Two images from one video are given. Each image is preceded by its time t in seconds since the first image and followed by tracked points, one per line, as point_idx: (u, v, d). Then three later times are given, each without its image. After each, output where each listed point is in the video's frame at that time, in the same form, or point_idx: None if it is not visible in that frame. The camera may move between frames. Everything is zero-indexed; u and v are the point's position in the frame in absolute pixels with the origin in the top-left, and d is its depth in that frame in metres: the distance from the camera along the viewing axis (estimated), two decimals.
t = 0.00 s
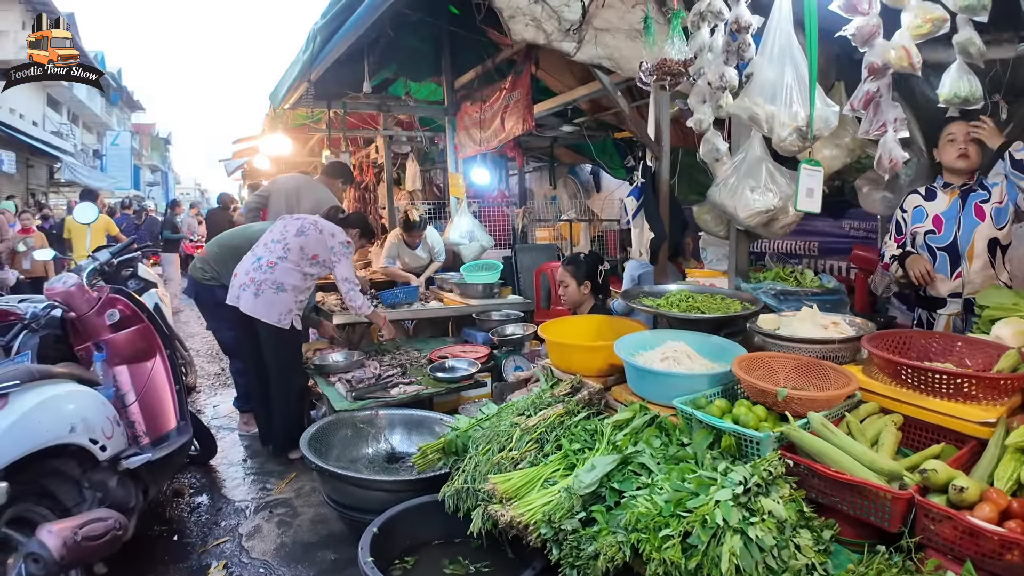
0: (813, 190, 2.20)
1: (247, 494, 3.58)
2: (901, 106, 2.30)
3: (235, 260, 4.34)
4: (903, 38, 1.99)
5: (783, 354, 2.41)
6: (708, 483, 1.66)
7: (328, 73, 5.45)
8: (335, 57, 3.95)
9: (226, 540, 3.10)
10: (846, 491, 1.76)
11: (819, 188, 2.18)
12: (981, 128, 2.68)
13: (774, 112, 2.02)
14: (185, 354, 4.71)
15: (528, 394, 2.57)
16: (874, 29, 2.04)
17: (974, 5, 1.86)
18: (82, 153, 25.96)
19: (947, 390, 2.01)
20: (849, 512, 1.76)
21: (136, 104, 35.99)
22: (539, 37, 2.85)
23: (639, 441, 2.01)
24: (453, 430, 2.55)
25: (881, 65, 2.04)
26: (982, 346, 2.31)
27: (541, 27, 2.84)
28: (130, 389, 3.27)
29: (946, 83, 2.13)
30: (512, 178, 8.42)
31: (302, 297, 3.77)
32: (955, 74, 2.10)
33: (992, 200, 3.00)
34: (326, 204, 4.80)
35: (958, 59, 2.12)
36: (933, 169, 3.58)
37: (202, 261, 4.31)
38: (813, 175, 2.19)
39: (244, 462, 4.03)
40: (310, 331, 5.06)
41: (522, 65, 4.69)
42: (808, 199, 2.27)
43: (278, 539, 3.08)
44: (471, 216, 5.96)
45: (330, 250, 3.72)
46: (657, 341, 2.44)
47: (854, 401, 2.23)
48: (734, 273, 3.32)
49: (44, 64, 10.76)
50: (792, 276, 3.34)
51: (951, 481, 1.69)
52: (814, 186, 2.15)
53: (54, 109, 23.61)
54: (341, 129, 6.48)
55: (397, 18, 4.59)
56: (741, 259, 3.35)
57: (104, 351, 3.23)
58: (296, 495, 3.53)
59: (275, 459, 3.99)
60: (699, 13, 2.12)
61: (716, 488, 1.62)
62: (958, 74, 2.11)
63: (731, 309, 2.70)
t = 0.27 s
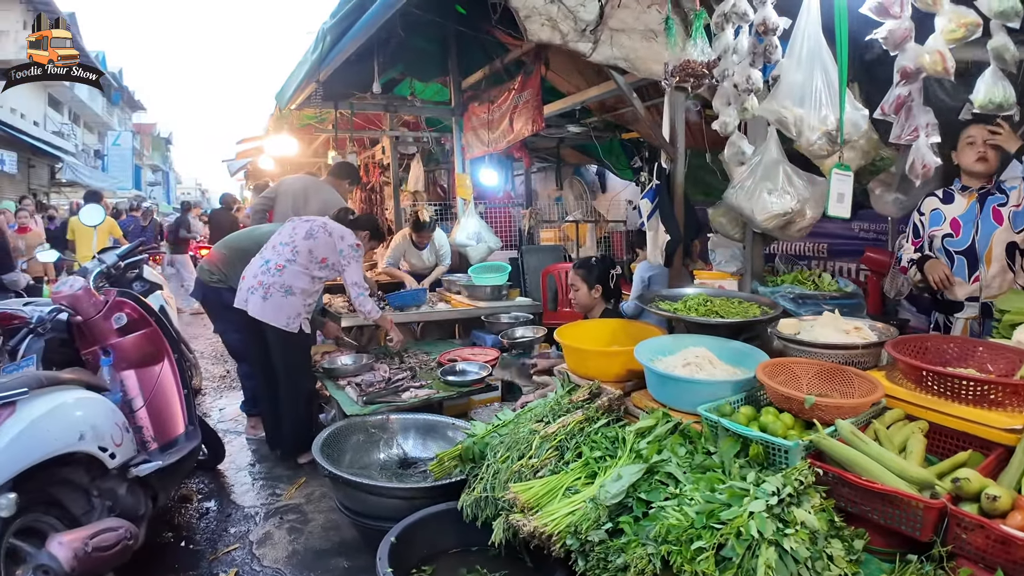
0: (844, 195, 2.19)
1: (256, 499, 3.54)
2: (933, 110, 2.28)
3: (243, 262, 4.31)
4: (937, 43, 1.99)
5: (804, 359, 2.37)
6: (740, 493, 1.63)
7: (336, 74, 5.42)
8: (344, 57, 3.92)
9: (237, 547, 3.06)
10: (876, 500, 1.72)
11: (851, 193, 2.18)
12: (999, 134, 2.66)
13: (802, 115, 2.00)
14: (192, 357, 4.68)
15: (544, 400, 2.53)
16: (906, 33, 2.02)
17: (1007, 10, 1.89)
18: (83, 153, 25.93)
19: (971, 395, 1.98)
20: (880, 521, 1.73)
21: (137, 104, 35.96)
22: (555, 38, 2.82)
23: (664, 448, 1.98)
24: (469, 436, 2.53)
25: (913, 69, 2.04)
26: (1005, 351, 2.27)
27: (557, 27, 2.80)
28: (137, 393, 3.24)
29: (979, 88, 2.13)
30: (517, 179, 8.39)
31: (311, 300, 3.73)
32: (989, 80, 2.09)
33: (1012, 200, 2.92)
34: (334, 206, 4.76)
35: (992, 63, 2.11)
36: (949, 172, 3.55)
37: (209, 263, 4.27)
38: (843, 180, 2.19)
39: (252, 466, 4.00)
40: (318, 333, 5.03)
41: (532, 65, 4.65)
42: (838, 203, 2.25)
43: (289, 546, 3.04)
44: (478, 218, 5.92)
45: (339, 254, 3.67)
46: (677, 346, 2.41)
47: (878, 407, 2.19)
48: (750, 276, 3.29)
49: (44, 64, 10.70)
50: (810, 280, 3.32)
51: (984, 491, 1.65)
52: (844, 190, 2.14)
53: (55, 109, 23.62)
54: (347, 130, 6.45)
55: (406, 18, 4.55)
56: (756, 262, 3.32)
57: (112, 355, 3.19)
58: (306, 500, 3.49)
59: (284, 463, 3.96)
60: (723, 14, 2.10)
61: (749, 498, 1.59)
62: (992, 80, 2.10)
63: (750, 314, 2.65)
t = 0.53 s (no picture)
0: (864, 194, 2.18)
1: (266, 500, 3.54)
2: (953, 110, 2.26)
3: (251, 262, 4.30)
4: (958, 44, 2.01)
5: (820, 358, 2.36)
6: (764, 492, 1.63)
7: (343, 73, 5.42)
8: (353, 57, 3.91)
9: (248, 548, 3.06)
10: (897, 498, 1.72)
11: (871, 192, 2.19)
12: (1013, 134, 2.65)
13: (820, 116, 2.03)
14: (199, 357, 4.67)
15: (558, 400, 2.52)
16: (926, 34, 2.03)
17: None
18: (84, 153, 25.93)
19: (987, 394, 1.97)
20: (901, 520, 1.72)
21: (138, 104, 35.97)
22: (568, 37, 2.81)
23: (682, 448, 1.98)
24: (484, 436, 2.53)
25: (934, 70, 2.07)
26: (1019, 350, 2.26)
27: (570, 27, 2.80)
28: (147, 394, 3.23)
29: (1000, 89, 2.13)
30: (521, 179, 8.38)
31: (321, 301, 3.73)
32: (1010, 81, 2.10)
33: None
34: (341, 206, 4.72)
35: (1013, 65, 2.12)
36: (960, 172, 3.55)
37: (217, 263, 4.27)
38: (863, 179, 2.20)
39: (261, 467, 3.99)
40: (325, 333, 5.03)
41: (539, 65, 4.64)
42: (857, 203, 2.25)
43: (301, 547, 3.03)
44: (484, 218, 5.91)
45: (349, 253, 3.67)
46: (692, 345, 2.40)
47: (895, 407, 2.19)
48: (761, 276, 3.28)
49: (45, 63, 10.67)
50: (822, 280, 3.33)
51: (1004, 488, 1.65)
52: (864, 189, 2.15)
53: (57, 109, 23.62)
54: (353, 129, 6.45)
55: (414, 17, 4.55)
56: (768, 261, 3.32)
57: (121, 356, 3.18)
58: (317, 501, 3.49)
59: (293, 464, 3.96)
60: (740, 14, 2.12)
61: (773, 497, 1.59)
62: (1013, 82, 2.10)
63: (764, 313, 2.64)
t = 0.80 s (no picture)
0: (875, 190, 2.17)
1: (271, 499, 3.53)
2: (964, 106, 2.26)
3: (255, 260, 4.30)
4: (970, 40, 2.00)
5: (829, 356, 2.36)
6: (780, 487, 1.64)
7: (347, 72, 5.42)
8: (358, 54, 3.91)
9: (254, 547, 3.05)
10: (910, 494, 1.72)
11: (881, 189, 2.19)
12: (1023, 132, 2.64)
13: (832, 112, 2.06)
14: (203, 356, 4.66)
15: (566, 398, 2.51)
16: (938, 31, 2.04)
17: None
18: (85, 153, 25.92)
19: (997, 390, 1.98)
20: (913, 515, 1.72)
21: (139, 104, 35.98)
22: (576, 34, 2.80)
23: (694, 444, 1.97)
24: (493, 434, 2.52)
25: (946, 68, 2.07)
26: None
27: (578, 23, 2.79)
28: (151, 392, 3.22)
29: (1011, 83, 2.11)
30: (524, 178, 8.38)
31: (326, 299, 3.74)
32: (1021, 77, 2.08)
33: None
34: (344, 205, 4.63)
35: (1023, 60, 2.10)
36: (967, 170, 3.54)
37: (221, 262, 4.26)
38: (874, 176, 2.20)
39: (265, 466, 3.98)
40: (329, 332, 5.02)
41: (543, 64, 4.63)
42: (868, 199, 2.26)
43: (307, 546, 3.02)
44: (488, 217, 5.90)
45: (354, 251, 3.70)
46: (701, 343, 2.40)
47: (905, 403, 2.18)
48: (767, 274, 3.28)
49: (45, 63, 10.66)
50: (830, 278, 3.33)
51: (1017, 483, 1.65)
52: (876, 185, 2.16)
53: (58, 109, 23.62)
54: (356, 128, 6.44)
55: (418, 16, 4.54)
56: (774, 259, 3.31)
57: (125, 354, 3.19)
58: (322, 500, 3.48)
59: (297, 463, 3.95)
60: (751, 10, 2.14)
61: (788, 492, 1.60)
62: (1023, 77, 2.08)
63: (772, 311, 2.64)
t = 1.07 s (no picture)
0: (889, 187, 2.21)
1: (277, 499, 3.52)
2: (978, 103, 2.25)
3: (259, 259, 4.29)
4: (983, 38, 1.99)
5: (839, 353, 2.35)
6: (796, 486, 1.64)
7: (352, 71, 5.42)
8: (364, 53, 3.90)
9: (261, 547, 3.04)
10: (923, 491, 1.71)
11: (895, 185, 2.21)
12: None
13: (846, 110, 2.07)
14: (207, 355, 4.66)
15: (575, 396, 2.51)
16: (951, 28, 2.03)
17: None
18: (86, 152, 25.92)
19: (1008, 387, 1.97)
20: (927, 512, 1.72)
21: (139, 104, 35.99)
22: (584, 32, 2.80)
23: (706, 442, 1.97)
24: (502, 433, 2.50)
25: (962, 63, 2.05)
26: None
27: (586, 21, 2.78)
28: (157, 392, 3.21)
29: None
30: (527, 177, 8.38)
31: (332, 297, 3.73)
32: None
33: None
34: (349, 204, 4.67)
35: None
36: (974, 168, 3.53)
37: (225, 260, 4.27)
38: (887, 172, 2.22)
39: (271, 465, 3.98)
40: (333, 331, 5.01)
41: (548, 62, 4.62)
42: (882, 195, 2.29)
43: (315, 546, 3.02)
44: (492, 215, 5.89)
45: (360, 250, 3.70)
46: (712, 341, 2.39)
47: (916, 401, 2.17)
48: (774, 272, 3.27)
49: (44, 63, 10.64)
50: (838, 276, 3.32)
51: None
52: (890, 182, 2.18)
53: (59, 109, 23.62)
54: (360, 127, 6.44)
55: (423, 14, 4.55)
56: (781, 257, 3.30)
57: (131, 353, 3.15)
58: (329, 499, 3.47)
59: (303, 462, 3.94)
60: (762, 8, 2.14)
61: (804, 490, 1.61)
62: None
63: (781, 309, 2.62)
